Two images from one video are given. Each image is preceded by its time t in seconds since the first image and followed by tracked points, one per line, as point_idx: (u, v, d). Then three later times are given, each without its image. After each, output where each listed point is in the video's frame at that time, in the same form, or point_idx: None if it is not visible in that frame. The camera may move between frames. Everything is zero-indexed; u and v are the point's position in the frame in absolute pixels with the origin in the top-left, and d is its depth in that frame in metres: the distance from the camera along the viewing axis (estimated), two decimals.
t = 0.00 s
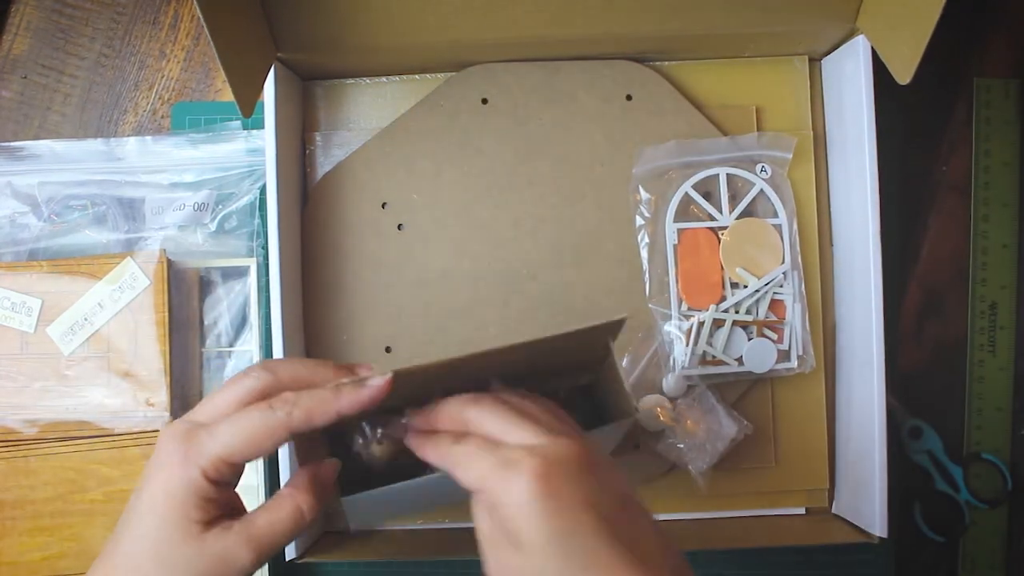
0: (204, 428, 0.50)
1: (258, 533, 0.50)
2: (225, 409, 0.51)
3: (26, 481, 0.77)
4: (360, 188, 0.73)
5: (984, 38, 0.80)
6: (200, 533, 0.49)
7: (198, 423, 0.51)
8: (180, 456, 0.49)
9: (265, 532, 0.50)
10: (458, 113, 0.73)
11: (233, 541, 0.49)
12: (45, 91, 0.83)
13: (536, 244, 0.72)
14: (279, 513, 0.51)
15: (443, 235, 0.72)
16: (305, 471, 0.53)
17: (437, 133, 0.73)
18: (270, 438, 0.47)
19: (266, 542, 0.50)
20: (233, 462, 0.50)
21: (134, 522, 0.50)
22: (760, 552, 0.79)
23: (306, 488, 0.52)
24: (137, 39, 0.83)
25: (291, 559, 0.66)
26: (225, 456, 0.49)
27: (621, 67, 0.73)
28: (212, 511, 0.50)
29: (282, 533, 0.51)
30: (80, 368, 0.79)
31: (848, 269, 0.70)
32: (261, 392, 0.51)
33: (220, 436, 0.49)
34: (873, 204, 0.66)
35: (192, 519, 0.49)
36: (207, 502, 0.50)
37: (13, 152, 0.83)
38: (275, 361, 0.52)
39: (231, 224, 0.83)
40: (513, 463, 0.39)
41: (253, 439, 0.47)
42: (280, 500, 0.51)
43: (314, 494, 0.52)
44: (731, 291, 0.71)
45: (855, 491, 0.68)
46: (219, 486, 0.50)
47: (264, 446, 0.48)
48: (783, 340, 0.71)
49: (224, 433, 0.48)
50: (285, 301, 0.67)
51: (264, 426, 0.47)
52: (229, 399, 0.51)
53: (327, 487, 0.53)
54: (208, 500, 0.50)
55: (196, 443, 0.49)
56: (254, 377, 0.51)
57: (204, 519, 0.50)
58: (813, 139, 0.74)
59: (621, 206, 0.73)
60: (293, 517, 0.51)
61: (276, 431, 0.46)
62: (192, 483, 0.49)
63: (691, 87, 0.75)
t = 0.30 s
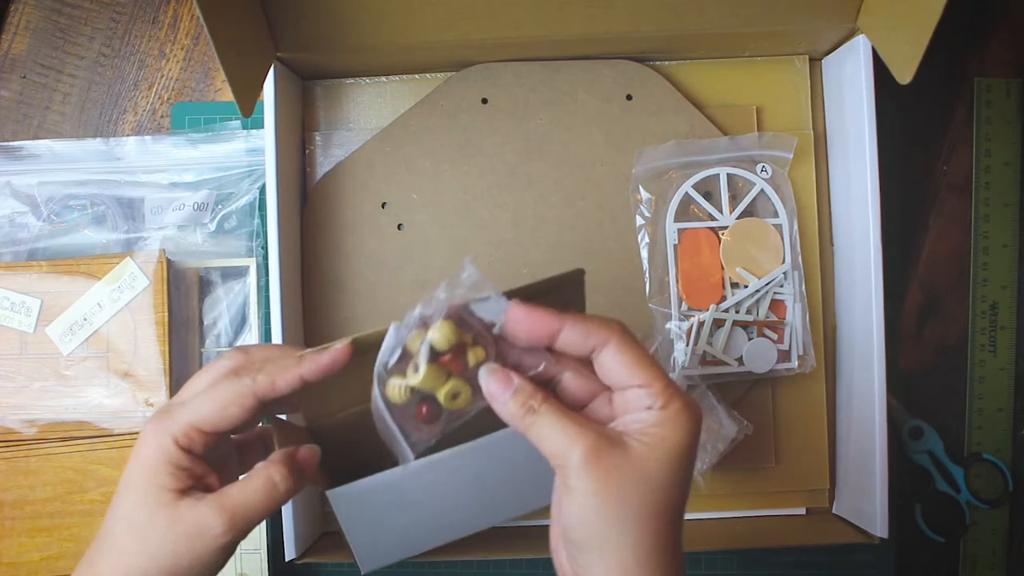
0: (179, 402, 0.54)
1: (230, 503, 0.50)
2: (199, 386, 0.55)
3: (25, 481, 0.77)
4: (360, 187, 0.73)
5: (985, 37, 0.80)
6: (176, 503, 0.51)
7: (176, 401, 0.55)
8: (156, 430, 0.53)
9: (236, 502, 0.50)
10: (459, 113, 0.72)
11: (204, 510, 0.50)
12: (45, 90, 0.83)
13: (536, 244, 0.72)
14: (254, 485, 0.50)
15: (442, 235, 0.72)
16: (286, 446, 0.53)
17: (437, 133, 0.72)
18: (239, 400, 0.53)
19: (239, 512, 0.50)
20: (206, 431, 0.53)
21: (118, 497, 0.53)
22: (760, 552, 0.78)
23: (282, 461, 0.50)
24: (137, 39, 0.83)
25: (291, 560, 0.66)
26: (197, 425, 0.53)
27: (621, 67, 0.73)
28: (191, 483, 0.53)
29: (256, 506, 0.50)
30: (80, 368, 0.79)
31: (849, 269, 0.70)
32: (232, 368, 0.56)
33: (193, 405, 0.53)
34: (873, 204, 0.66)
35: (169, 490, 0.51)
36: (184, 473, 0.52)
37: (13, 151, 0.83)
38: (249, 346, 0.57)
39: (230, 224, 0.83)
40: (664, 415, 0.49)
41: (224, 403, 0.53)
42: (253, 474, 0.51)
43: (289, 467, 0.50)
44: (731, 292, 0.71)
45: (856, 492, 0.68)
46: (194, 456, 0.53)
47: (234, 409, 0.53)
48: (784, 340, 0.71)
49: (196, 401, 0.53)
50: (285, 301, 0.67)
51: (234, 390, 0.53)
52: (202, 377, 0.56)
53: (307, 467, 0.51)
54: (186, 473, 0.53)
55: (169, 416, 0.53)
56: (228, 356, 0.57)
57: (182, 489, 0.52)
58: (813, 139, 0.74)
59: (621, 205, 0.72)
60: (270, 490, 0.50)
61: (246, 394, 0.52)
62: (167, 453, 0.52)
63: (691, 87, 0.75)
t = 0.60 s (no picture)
0: (169, 389, 0.55)
1: (219, 487, 0.50)
2: (189, 373, 0.56)
3: (25, 481, 0.77)
4: (360, 187, 0.73)
5: (985, 37, 0.80)
6: (166, 488, 0.51)
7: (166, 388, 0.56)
8: (146, 416, 0.54)
9: (225, 486, 0.50)
10: (459, 113, 0.72)
11: (195, 494, 0.50)
12: (45, 90, 0.83)
13: (536, 244, 0.72)
14: (242, 471, 0.50)
15: (442, 235, 0.72)
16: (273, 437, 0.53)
17: (437, 133, 0.72)
18: (227, 384, 0.54)
19: (228, 496, 0.50)
20: (197, 416, 0.54)
21: (110, 484, 0.53)
22: (760, 553, 0.78)
23: (272, 447, 0.51)
24: (137, 38, 0.83)
25: (290, 560, 0.66)
26: (188, 410, 0.54)
27: (622, 67, 0.73)
28: (182, 468, 0.52)
29: (244, 491, 0.50)
30: (80, 368, 0.79)
31: (849, 269, 0.70)
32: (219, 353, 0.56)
33: (183, 391, 0.54)
34: (873, 204, 0.66)
35: (160, 476, 0.51)
36: (174, 458, 0.53)
37: (13, 151, 0.83)
38: (238, 334, 0.58)
39: (230, 224, 0.83)
40: (653, 402, 0.50)
41: (214, 387, 0.54)
42: (241, 459, 0.51)
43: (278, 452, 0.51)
44: (731, 292, 0.71)
45: (857, 492, 0.68)
46: (184, 442, 0.54)
47: (223, 393, 0.54)
48: (784, 340, 0.71)
49: (186, 387, 0.54)
50: (285, 302, 0.67)
51: (222, 374, 0.54)
52: (192, 364, 0.57)
53: (295, 454, 0.52)
54: (177, 458, 0.53)
55: (159, 402, 0.54)
56: (215, 342, 0.58)
57: (172, 475, 0.52)
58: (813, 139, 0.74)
59: (621, 205, 0.72)
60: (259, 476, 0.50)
61: (233, 377, 0.53)
62: (158, 439, 0.53)
63: (691, 87, 0.75)
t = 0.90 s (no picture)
0: (169, 385, 0.55)
1: (220, 482, 0.50)
2: (190, 370, 0.56)
3: (25, 481, 0.77)
4: (360, 187, 0.73)
5: (985, 37, 0.80)
6: (167, 483, 0.51)
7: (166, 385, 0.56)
8: (146, 412, 0.53)
9: (227, 481, 0.50)
10: (459, 112, 0.72)
11: (196, 488, 0.50)
12: (45, 90, 0.83)
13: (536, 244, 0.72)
14: (243, 466, 0.50)
15: (442, 235, 0.72)
16: (275, 433, 0.54)
17: (437, 133, 0.72)
18: (228, 380, 0.54)
19: (230, 491, 0.50)
20: (198, 412, 0.54)
21: (110, 480, 0.52)
22: (760, 552, 0.78)
23: (272, 444, 0.52)
24: (137, 38, 0.83)
25: (291, 560, 0.66)
26: (188, 406, 0.54)
27: (622, 67, 0.73)
28: (183, 464, 0.52)
29: (245, 486, 0.50)
30: (80, 368, 0.79)
31: (849, 269, 0.70)
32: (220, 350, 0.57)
33: (183, 387, 0.54)
34: (873, 204, 0.66)
35: (161, 471, 0.51)
36: (175, 453, 0.52)
37: (13, 151, 0.83)
38: (239, 330, 0.58)
39: (230, 224, 0.83)
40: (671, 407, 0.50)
41: (214, 382, 0.54)
42: (241, 455, 0.51)
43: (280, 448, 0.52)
44: (731, 292, 0.71)
45: (857, 492, 0.68)
46: (185, 438, 0.54)
47: (224, 390, 0.54)
48: (784, 340, 0.71)
49: (187, 383, 0.54)
50: (285, 302, 0.67)
51: (223, 370, 0.54)
52: (193, 361, 0.57)
53: (295, 451, 0.53)
54: (178, 454, 0.52)
55: (159, 398, 0.54)
56: (216, 339, 0.58)
57: (173, 470, 0.52)
58: (813, 139, 0.74)
59: (621, 205, 0.72)
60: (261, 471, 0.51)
61: (235, 372, 0.54)
62: (158, 434, 0.53)
63: (691, 87, 0.75)
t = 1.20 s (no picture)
0: (169, 383, 0.55)
1: (219, 480, 0.50)
2: (190, 369, 0.56)
3: (25, 481, 0.77)
4: (360, 187, 0.73)
5: (985, 37, 0.80)
6: (167, 481, 0.51)
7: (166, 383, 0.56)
8: (146, 410, 0.54)
9: (226, 479, 0.50)
10: (459, 112, 0.72)
11: (195, 486, 0.50)
12: (45, 90, 0.83)
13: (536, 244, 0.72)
14: (242, 464, 0.50)
15: (442, 235, 0.72)
16: (274, 431, 0.53)
17: (436, 133, 0.72)
18: (228, 378, 0.54)
19: (229, 488, 0.50)
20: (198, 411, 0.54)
21: (109, 478, 0.53)
22: (760, 552, 0.78)
23: (272, 442, 0.51)
24: (137, 38, 0.83)
25: (291, 560, 0.66)
26: (188, 404, 0.54)
27: (622, 67, 0.73)
28: (182, 462, 0.52)
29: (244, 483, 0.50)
30: (80, 368, 0.79)
31: (849, 269, 0.70)
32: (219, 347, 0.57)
33: (183, 385, 0.54)
34: (873, 204, 0.66)
35: (161, 469, 0.51)
36: (174, 451, 0.53)
37: (13, 151, 0.83)
38: (239, 329, 0.59)
39: (230, 224, 0.83)
40: (654, 408, 0.50)
41: (213, 381, 0.54)
42: (240, 453, 0.51)
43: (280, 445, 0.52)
44: (731, 292, 0.71)
45: (857, 492, 0.68)
46: (184, 436, 0.54)
47: (224, 388, 0.54)
48: (784, 340, 0.71)
49: (187, 381, 0.54)
50: (286, 302, 0.67)
51: (223, 368, 0.54)
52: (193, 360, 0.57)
53: (295, 449, 0.53)
54: (177, 453, 0.53)
55: (160, 397, 0.54)
56: (215, 338, 0.58)
57: (173, 468, 0.52)
58: (813, 139, 0.74)
59: (621, 206, 0.72)
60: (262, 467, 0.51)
61: (234, 371, 0.54)
62: (158, 432, 0.53)
63: (691, 87, 0.75)
